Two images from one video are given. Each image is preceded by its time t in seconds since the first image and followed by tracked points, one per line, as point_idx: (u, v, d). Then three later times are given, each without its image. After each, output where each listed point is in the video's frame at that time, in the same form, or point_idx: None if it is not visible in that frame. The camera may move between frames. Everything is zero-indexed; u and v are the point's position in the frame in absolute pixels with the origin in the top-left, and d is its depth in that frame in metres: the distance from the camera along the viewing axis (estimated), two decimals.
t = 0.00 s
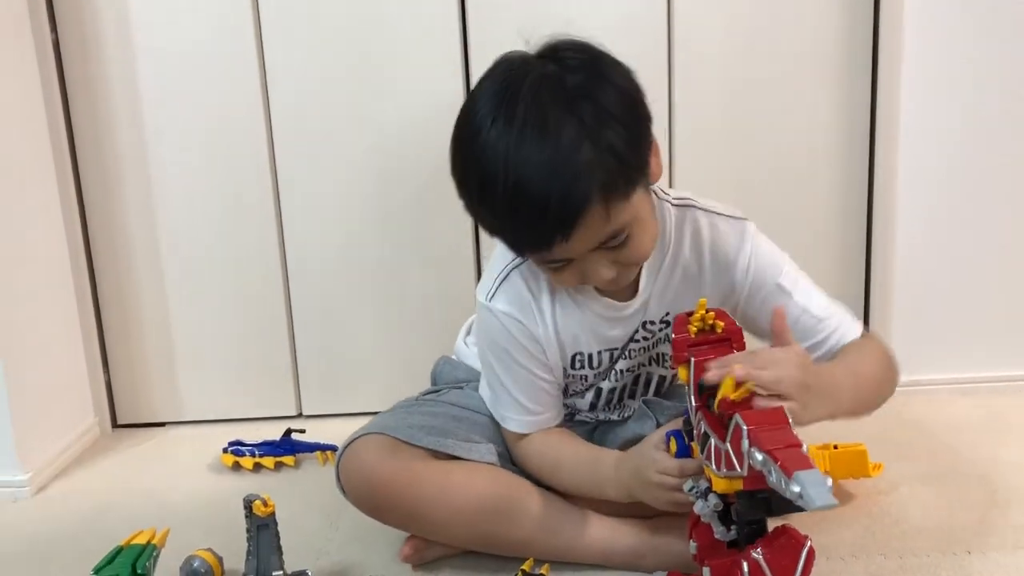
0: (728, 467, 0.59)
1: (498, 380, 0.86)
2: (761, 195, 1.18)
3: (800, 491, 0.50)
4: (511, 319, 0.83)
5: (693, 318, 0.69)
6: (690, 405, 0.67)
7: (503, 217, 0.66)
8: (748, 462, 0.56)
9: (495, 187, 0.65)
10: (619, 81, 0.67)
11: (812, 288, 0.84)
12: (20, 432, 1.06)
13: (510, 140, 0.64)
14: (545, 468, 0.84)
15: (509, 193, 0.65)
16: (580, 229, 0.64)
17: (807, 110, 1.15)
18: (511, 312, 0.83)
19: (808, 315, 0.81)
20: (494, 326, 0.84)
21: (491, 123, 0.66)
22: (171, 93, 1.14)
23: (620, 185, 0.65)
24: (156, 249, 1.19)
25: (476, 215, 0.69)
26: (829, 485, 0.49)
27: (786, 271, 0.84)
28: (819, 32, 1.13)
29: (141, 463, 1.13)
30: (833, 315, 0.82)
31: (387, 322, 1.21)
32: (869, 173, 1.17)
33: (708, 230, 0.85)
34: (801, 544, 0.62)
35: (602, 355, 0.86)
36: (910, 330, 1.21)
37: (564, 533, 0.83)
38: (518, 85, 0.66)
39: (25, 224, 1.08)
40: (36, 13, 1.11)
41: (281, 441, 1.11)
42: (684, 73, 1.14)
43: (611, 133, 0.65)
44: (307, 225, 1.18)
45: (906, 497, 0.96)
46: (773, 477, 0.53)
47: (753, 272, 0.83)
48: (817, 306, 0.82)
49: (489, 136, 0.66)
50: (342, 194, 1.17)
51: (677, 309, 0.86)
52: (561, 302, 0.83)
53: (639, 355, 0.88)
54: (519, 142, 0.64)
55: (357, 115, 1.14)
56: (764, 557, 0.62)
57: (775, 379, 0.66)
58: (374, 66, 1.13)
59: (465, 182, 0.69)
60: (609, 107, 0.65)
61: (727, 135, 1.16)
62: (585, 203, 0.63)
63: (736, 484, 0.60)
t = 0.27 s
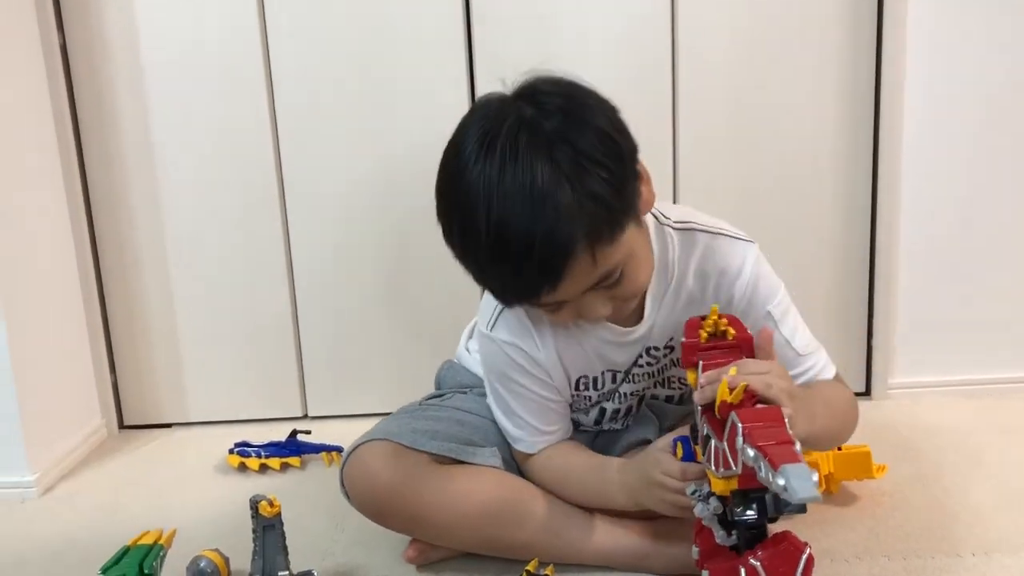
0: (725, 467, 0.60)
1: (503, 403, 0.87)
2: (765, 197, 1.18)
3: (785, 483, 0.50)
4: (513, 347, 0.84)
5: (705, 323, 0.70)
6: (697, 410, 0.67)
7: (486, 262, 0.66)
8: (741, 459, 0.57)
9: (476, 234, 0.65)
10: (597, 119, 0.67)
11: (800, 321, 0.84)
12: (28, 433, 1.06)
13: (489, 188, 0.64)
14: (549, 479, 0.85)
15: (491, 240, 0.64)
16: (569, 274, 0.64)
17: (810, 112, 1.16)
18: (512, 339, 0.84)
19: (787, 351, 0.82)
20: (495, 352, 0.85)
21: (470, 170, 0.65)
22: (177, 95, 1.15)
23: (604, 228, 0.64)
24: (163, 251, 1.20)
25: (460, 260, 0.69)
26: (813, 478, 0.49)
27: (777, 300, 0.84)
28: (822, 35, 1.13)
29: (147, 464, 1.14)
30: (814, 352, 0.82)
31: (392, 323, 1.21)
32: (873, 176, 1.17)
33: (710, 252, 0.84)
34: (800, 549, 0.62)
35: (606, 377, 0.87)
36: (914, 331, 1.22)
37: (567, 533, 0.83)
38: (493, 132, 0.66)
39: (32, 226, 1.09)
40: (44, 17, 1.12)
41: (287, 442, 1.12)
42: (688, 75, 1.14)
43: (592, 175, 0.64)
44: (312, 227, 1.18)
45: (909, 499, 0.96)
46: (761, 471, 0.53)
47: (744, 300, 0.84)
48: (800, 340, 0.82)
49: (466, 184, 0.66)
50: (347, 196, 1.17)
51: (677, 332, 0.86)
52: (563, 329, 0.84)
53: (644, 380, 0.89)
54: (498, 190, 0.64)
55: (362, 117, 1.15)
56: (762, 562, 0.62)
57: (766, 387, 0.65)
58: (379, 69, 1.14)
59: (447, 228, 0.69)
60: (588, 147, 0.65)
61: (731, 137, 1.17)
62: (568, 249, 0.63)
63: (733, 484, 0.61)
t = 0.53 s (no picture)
0: (732, 470, 0.60)
1: (510, 411, 0.86)
2: (768, 198, 1.18)
3: (790, 490, 0.50)
4: (522, 355, 0.83)
5: (727, 323, 0.70)
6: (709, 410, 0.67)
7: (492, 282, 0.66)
8: (748, 462, 0.57)
9: (481, 254, 0.65)
10: (595, 134, 0.67)
11: (804, 324, 0.84)
12: (33, 436, 1.06)
13: (490, 209, 0.64)
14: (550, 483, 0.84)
15: (496, 260, 0.65)
16: (576, 291, 0.64)
17: (814, 113, 1.16)
18: (522, 347, 0.83)
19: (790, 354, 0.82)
20: (504, 361, 0.84)
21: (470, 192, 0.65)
22: (181, 99, 1.15)
23: (609, 243, 0.64)
24: (167, 254, 1.20)
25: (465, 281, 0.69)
26: (820, 487, 0.49)
27: (782, 303, 0.84)
28: (826, 38, 1.13)
29: (151, 466, 1.14)
30: (817, 355, 0.83)
31: (395, 325, 1.22)
32: (877, 177, 1.17)
33: (715, 257, 0.84)
34: (805, 554, 0.61)
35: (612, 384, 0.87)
36: (918, 333, 1.21)
37: (571, 536, 0.83)
38: (491, 152, 0.66)
39: (37, 229, 1.09)
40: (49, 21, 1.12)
41: (291, 444, 1.12)
42: (691, 77, 1.15)
43: (594, 191, 0.64)
44: (316, 229, 1.18)
45: (915, 501, 0.96)
46: (768, 477, 0.53)
47: (749, 304, 0.84)
48: (803, 344, 0.83)
49: (467, 206, 0.66)
50: (351, 199, 1.17)
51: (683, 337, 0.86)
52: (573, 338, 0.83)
53: (649, 385, 0.89)
54: (500, 211, 0.64)
55: (365, 120, 1.15)
56: (766, 564, 0.61)
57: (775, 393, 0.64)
58: (383, 72, 1.14)
59: (450, 249, 0.69)
60: (588, 162, 0.65)
61: (735, 139, 1.17)
62: (575, 266, 0.63)
63: (739, 487, 0.61)
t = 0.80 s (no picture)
0: (736, 473, 0.60)
1: (513, 413, 0.86)
2: (771, 200, 1.18)
3: (802, 492, 0.50)
4: (523, 356, 0.84)
5: (726, 327, 0.71)
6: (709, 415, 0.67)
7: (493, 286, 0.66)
8: (755, 465, 0.57)
9: (482, 258, 0.65)
10: (593, 136, 0.67)
11: (804, 323, 0.85)
12: (37, 439, 1.07)
13: (490, 213, 0.64)
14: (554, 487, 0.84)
15: (497, 263, 0.65)
16: (578, 293, 0.64)
17: (816, 115, 1.16)
18: (524, 348, 0.84)
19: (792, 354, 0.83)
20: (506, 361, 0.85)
21: (469, 197, 0.66)
22: (185, 101, 1.15)
23: (610, 244, 0.64)
24: (170, 256, 1.20)
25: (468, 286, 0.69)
26: (832, 488, 0.49)
27: (784, 302, 0.84)
28: (828, 40, 1.13)
29: (155, 468, 1.14)
30: (817, 355, 0.84)
31: (398, 328, 1.22)
32: (880, 179, 1.17)
33: (717, 257, 0.85)
34: (808, 558, 0.61)
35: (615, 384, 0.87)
36: (922, 335, 1.21)
37: (576, 540, 0.83)
38: (491, 155, 0.66)
39: (41, 232, 1.09)
40: (53, 24, 1.12)
41: (294, 447, 1.12)
42: (694, 79, 1.15)
43: (594, 193, 0.64)
44: (319, 232, 1.19)
45: (918, 503, 0.95)
46: (776, 479, 0.53)
47: (752, 303, 0.84)
48: (804, 344, 0.84)
49: (467, 209, 0.66)
50: (354, 202, 1.17)
51: (687, 336, 0.86)
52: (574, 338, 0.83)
53: (654, 384, 0.89)
54: (500, 214, 0.64)
55: (368, 122, 1.15)
56: (767, 569, 0.62)
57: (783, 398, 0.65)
58: (386, 75, 1.14)
59: (451, 254, 0.69)
60: (587, 165, 0.65)
61: (737, 141, 1.17)
62: (576, 268, 0.63)
63: (744, 491, 0.60)
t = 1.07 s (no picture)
0: (739, 474, 0.59)
1: (512, 407, 0.86)
2: (773, 199, 1.18)
3: (808, 495, 0.49)
4: (522, 350, 0.84)
5: (721, 326, 0.70)
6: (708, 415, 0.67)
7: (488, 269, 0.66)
8: (759, 467, 0.56)
9: (477, 240, 0.65)
10: (588, 120, 0.67)
11: (802, 315, 0.85)
12: (38, 438, 1.07)
13: (484, 195, 0.64)
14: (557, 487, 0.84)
15: (492, 245, 0.64)
16: (574, 274, 0.64)
17: (819, 114, 1.15)
18: (523, 341, 0.84)
19: (789, 345, 0.83)
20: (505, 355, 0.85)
21: (464, 181, 0.66)
22: (186, 100, 1.15)
23: (604, 225, 0.64)
24: (172, 254, 1.20)
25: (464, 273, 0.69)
26: (837, 489, 0.48)
27: (781, 294, 0.84)
28: (830, 39, 1.13)
29: (156, 468, 1.14)
30: (815, 347, 0.84)
31: (399, 328, 1.22)
32: (882, 178, 1.17)
33: (714, 249, 0.84)
34: (811, 559, 0.61)
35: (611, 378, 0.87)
36: (924, 334, 1.21)
37: (579, 540, 0.83)
38: (485, 139, 0.66)
39: (42, 232, 1.09)
40: (54, 23, 1.12)
41: (296, 447, 1.12)
42: (696, 78, 1.14)
43: (587, 174, 0.64)
44: (320, 231, 1.18)
45: (922, 503, 0.95)
46: (781, 482, 0.53)
47: (748, 294, 0.84)
48: (801, 335, 0.84)
49: (461, 193, 0.66)
50: (355, 202, 1.17)
51: (686, 329, 0.86)
52: (573, 333, 0.83)
53: (654, 379, 0.88)
54: (494, 195, 0.64)
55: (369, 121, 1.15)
56: (770, 569, 0.62)
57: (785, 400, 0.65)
58: (387, 75, 1.14)
59: (446, 239, 0.69)
60: (581, 147, 0.65)
61: (740, 139, 1.16)
62: (570, 248, 0.63)
63: (747, 493, 0.60)
